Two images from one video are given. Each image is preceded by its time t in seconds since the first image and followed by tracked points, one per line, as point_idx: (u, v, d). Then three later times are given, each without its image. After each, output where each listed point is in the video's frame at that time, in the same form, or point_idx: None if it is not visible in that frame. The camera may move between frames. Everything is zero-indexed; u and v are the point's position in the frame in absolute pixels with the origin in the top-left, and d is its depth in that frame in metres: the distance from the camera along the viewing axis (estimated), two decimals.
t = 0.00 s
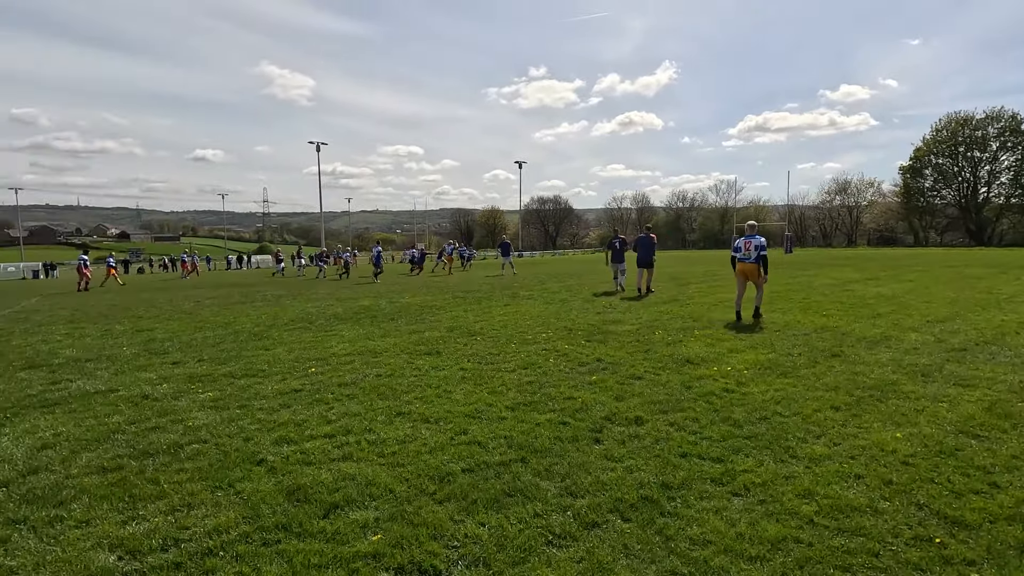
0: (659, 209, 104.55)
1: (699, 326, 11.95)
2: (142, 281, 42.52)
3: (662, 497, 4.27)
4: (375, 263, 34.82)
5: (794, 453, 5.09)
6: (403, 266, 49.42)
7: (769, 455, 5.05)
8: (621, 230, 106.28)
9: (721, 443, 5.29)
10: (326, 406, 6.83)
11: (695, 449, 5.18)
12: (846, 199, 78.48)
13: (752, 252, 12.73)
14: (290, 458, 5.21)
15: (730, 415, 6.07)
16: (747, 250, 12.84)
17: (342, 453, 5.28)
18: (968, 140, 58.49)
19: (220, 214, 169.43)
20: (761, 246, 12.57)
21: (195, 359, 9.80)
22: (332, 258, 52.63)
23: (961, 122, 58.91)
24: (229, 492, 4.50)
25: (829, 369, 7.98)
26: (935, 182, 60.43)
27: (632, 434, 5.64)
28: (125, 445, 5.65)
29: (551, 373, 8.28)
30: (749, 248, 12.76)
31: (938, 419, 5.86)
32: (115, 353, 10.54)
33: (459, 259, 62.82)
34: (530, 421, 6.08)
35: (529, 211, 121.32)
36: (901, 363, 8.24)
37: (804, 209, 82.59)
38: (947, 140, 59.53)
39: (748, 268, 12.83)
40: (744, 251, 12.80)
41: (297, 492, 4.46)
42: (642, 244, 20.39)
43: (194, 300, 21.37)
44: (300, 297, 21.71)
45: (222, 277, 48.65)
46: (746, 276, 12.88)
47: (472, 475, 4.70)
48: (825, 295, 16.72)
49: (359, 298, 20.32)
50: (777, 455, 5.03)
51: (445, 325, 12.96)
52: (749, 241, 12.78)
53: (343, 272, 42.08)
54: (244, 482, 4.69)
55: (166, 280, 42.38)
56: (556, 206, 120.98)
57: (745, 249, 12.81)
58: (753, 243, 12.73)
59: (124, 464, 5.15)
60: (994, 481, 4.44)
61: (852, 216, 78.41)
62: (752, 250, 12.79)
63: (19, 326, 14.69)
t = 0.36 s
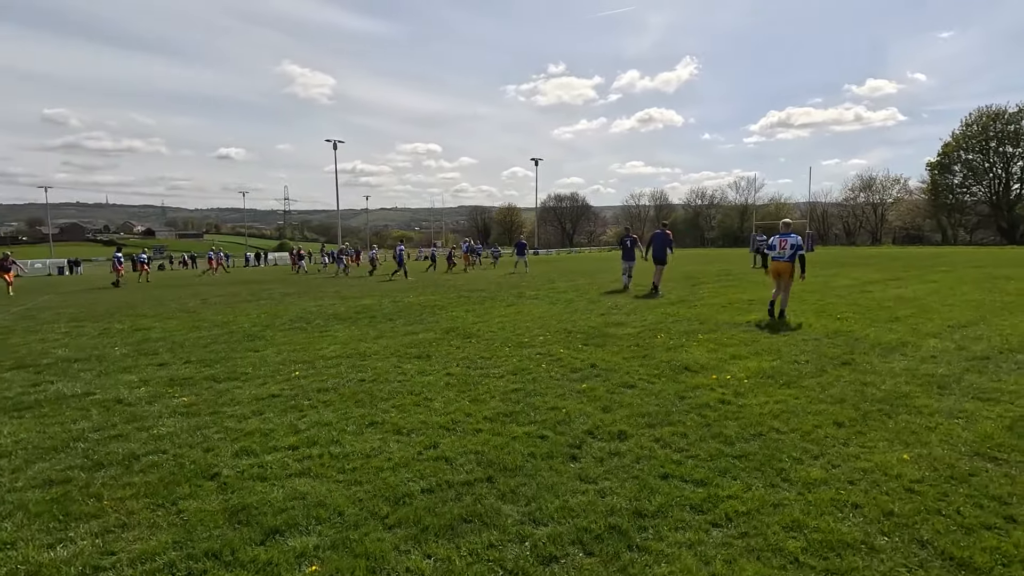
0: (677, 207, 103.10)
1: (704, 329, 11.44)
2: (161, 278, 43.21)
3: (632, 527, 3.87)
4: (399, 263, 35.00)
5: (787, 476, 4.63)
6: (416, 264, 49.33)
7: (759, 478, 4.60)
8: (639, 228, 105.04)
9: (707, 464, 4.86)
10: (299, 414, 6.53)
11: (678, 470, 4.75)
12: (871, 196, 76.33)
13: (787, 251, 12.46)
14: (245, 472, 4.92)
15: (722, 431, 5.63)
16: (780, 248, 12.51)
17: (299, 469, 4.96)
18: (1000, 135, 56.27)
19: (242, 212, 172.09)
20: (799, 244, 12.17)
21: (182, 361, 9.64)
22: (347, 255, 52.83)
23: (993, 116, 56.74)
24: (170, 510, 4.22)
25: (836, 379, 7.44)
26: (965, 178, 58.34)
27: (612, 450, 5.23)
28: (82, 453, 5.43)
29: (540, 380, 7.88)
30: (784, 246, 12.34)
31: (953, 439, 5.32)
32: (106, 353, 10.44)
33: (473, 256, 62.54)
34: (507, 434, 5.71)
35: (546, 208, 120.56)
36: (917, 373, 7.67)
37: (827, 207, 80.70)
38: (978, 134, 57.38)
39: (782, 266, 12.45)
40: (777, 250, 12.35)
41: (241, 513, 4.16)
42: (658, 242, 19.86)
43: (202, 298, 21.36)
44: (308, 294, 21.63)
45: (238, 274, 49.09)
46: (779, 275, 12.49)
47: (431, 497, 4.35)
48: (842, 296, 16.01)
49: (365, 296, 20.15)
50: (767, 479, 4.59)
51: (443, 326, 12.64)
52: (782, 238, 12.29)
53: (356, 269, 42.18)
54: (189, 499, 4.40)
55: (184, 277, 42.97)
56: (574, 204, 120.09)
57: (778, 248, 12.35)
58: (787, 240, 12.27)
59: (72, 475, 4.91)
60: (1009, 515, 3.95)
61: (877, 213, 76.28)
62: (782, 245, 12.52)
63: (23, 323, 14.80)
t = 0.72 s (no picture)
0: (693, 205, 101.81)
1: (707, 331, 10.95)
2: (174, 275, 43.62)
3: (593, 553, 3.49)
4: (415, 262, 34.94)
5: (774, 495, 4.21)
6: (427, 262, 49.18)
7: (743, 497, 4.18)
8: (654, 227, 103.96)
9: (688, 480, 4.45)
10: (266, 419, 6.23)
11: (655, 487, 4.35)
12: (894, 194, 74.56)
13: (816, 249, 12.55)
14: (191, 482, 4.62)
15: (710, 444, 5.19)
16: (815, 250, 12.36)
17: (250, 479, 4.65)
18: None
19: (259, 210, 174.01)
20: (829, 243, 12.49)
21: (164, 360, 9.42)
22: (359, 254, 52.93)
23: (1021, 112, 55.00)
24: (99, 524, 3.93)
25: (840, 386, 6.95)
26: (991, 175, 56.63)
27: (588, 463, 4.83)
28: (29, 459, 5.17)
29: (526, 384, 7.49)
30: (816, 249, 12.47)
31: (963, 455, 4.83)
32: (92, 351, 10.29)
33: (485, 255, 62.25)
34: (478, 443, 5.34)
35: (560, 207, 119.81)
36: (929, 380, 7.14)
37: (848, 206, 79.04)
38: (1006, 130, 55.64)
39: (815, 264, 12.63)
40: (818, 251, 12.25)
41: (173, 528, 3.86)
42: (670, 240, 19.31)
43: (205, 296, 21.26)
44: (311, 293, 21.47)
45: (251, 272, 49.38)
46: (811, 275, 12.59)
47: (380, 514, 4.00)
48: (856, 297, 15.37)
49: (367, 295, 19.93)
50: (752, 498, 4.16)
51: (438, 326, 12.31)
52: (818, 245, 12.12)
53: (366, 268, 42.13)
54: (123, 512, 4.10)
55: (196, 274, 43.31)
56: (588, 203, 119.30)
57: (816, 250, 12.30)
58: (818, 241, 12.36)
59: (13, 482, 4.66)
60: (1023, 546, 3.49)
61: (899, 212, 74.38)
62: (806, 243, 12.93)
63: (22, 320, 14.79)
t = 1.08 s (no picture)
0: (713, 208, 100.41)
1: (710, 339, 10.47)
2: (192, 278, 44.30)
3: None
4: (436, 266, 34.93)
5: (753, 525, 3.80)
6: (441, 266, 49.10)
7: (719, 527, 3.79)
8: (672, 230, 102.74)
9: (661, 506, 4.07)
10: (233, 429, 6.00)
11: (623, 513, 3.98)
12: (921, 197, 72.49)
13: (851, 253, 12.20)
14: (135, 498, 4.38)
15: (693, 463, 4.79)
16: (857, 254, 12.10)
17: (196, 496, 4.39)
18: None
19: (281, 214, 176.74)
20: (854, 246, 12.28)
21: (151, 365, 9.30)
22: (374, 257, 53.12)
23: None
24: (24, 544, 3.70)
25: (844, 400, 6.47)
26: None
27: (556, 484, 4.47)
28: None
29: (510, 394, 7.16)
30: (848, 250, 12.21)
31: (974, 482, 4.35)
32: (84, 355, 10.23)
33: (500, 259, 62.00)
34: (444, 459, 5.02)
35: (577, 210, 119.11)
36: (943, 394, 6.62)
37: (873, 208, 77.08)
38: None
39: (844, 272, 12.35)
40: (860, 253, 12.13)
41: (99, 550, 3.62)
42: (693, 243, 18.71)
43: (214, 299, 21.36)
44: (319, 296, 21.41)
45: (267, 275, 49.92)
46: (847, 284, 12.17)
47: (320, 539, 3.71)
48: (873, 303, 14.69)
49: (373, 298, 19.79)
50: (729, 529, 3.77)
51: (434, 331, 12.03)
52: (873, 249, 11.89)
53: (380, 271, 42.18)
54: (53, 531, 3.88)
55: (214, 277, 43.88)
56: (606, 206, 118.47)
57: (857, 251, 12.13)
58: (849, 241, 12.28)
59: None
60: None
61: (926, 215, 72.27)
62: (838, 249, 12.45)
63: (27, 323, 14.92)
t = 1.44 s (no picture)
0: (730, 210, 99.11)
1: (707, 346, 10.11)
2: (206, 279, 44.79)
3: None
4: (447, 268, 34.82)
5: (714, 557, 3.50)
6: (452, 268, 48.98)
7: (676, 558, 3.49)
8: (688, 232, 101.68)
9: (618, 532, 3.78)
10: (195, 438, 5.82)
11: (575, 539, 3.70)
12: (944, 198, 70.66)
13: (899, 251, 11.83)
14: (73, 512, 4.22)
15: (661, 483, 4.49)
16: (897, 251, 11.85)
17: (133, 512, 4.20)
18: None
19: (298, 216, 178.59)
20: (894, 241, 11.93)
21: (135, 368, 9.21)
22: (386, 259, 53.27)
23: None
24: None
25: (836, 414, 6.09)
26: None
27: (511, 504, 4.21)
28: None
29: (487, 403, 6.90)
30: (901, 244, 11.73)
31: (963, 510, 3.99)
32: (72, 358, 10.20)
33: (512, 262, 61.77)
34: (400, 475, 4.78)
35: (592, 212, 118.38)
36: (944, 409, 6.22)
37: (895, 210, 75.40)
38: None
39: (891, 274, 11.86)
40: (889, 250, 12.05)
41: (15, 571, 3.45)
42: (710, 245, 18.16)
43: (218, 301, 21.39)
44: (322, 298, 21.37)
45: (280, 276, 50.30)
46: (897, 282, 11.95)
47: (247, 562, 3.50)
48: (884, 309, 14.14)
49: (375, 301, 19.68)
50: (685, 559, 3.48)
51: (426, 335, 11.81)
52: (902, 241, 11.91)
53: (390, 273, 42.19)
54: None
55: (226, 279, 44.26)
56: (622, 208, 117.68)
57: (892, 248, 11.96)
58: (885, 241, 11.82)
59: None
60: None
61: (950, 216, 70.44)
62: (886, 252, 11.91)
63: (29, 323, 15.03)
